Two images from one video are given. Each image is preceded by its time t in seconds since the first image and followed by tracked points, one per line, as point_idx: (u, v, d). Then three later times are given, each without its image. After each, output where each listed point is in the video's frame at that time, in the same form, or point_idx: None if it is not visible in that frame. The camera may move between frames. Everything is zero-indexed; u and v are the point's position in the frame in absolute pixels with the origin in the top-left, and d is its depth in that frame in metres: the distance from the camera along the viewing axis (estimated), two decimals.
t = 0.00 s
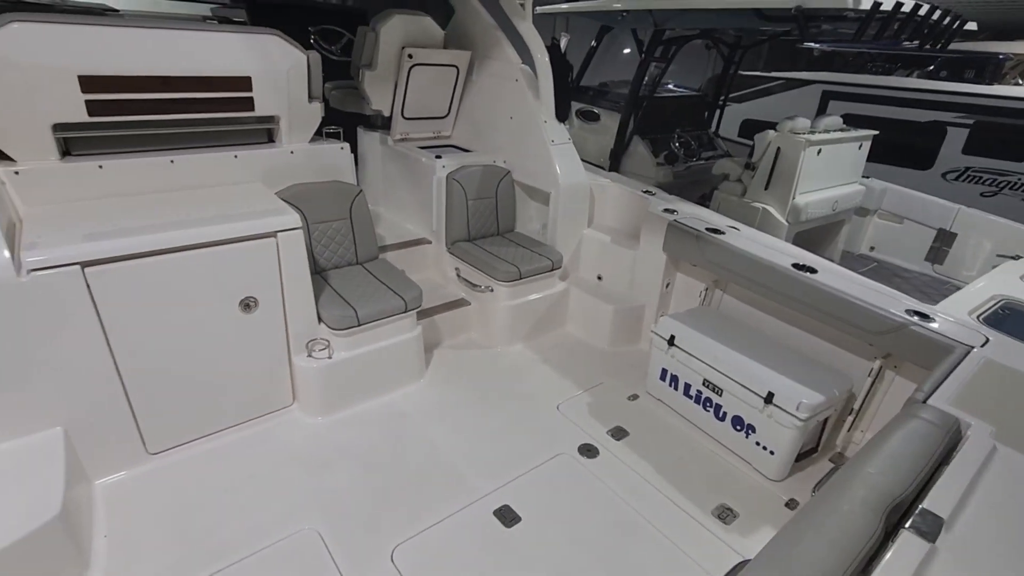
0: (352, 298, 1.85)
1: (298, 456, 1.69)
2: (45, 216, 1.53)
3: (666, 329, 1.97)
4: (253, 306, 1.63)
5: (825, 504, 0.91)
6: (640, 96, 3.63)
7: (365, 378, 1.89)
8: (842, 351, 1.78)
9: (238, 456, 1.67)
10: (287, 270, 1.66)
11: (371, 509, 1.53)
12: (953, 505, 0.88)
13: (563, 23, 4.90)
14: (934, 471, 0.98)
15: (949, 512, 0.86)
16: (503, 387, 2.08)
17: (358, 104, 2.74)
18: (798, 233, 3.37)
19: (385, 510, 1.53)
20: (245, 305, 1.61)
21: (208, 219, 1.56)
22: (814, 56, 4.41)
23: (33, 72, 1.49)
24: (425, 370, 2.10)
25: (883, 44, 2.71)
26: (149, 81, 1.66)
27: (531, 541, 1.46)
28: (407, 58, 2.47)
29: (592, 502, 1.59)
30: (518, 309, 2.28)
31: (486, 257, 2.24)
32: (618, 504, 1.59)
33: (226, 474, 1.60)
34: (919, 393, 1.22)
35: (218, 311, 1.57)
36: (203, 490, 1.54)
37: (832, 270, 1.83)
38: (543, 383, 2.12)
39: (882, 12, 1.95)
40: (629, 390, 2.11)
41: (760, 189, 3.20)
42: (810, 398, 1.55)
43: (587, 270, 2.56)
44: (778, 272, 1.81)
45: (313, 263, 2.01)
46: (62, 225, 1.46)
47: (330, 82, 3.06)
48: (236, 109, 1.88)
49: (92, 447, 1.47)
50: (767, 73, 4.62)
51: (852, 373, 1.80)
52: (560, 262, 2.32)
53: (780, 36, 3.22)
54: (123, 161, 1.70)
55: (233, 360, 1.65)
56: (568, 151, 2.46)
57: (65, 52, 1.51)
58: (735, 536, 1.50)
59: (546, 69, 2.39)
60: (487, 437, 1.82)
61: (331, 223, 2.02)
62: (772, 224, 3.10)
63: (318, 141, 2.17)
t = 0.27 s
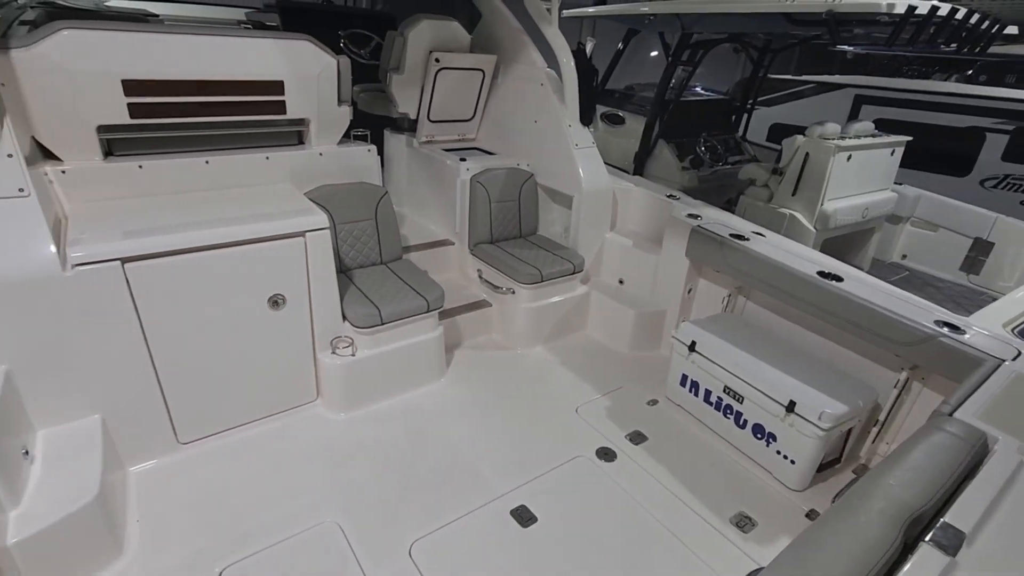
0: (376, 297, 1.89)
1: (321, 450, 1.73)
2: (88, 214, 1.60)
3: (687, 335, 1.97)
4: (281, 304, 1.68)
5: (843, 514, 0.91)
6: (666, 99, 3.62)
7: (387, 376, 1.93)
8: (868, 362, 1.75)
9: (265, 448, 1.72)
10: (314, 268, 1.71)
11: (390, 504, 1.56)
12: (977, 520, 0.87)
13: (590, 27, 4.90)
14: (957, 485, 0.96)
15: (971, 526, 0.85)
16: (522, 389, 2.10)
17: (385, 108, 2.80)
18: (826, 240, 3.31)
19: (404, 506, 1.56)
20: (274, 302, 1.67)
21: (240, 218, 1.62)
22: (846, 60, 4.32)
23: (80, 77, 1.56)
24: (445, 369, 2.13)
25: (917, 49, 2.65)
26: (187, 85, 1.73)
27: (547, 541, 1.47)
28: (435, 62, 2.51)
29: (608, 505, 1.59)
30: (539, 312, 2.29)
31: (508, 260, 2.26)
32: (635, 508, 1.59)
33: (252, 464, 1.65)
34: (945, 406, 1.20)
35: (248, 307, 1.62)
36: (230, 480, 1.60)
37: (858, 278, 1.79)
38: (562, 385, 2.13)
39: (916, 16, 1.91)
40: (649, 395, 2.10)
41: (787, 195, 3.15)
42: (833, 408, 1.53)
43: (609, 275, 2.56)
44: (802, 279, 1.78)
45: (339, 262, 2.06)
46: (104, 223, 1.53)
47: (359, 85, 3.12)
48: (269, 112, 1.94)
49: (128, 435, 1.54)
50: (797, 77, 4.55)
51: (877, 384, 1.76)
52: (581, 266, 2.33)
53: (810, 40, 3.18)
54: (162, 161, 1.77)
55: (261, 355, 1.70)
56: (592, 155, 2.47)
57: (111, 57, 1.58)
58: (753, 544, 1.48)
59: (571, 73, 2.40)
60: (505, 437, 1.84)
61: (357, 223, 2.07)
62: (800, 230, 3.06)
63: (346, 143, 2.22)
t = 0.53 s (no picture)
0: (396, 296, 1.92)
1: (340, 445, 1.76)
2: (122, 211, 1.66)
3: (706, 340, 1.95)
4: (304, 301, 1.72)
5: (860, 524, 0.90)
6: (690, 102, 3.59)
7: (406, 374, 1.95)
8: (892, 371, 1.72)
9: (286, 442, 1.76)
10: (337, 267, 1.74)
11: (406, 500, 1.58)
12: (1001, 533, 0.85)
13: (614, 30, 4.89)
14: (981, 498, 0.94)
15: (993, 539, 0.83)
16: (539, 390, 2.10)
17: (409, 110, 2.83)
18: (853, 247, 3.24)
19: (420, 502, 1.58)
20: (298, 299, 1.70)
21: (267, 217, 1.66)
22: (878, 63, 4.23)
23: (118, 79, 1.62)
24: (463, 369, 2.15)
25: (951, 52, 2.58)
26: (218, 87, 1.78)
27: (560, 542, 1.47)
28: (458, 65, 2.54)
29: (622, 508, 1.59)
30: (557, 314, 2.30)
31: (527, 261, 2.27)
32: (649, 512, 1.58)
33: (273, 458, 1.70)
34: (971, 417, 1.17)
35: (272, 304, 1.66)
36: (252, 472, 1.64)
37: (884, 286, 1.76)
38: (579, 388, 2.13)
39: (949, 18, 1.87)
40: (667, 399, 2.09)
41: (813, 200, 3.09)
42: (854, 417, 1.50)
43: (628, 278, 2.55)
44: (826, 286, 1.76)
45: (361, 261, 2.09)
46: (137, 220, 1.58)
47: (384, 87, 3.17)
48: (297, 114, 1.99)
49: (156, 425, 1.59)
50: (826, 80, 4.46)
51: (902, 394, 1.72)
52: (600, 269, 2.33)
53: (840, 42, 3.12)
54: (193, 161, 1.83)
55: (284, 351, 1.74)
56: (613, 158, 2.46)
57: (147, 60, 1.64)
58: (769, 552, 1.47)
59: (594, 76, 2.40)
60: (521, 438, 1.85)
61: (380, 223, 2.10)
62: (825, 236, 3.00)
63: (370, 144, 2.26)
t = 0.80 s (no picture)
0: (414, 296, 1.94)
1: (356, 442, 1.79)
2: (150, 209, 1.71)
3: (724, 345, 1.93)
4: (324, 299, 1.75)
5: (876, 533, 0.88)
6: (711, 106, 3.56)
7: (422, 373, 1.97)
8: (915, 380, 1.68)
9: (304, 438, 1.78)
10: (356, 266, 1.77)
11: (420, 498, 1.60)
12: None
13: (636, 33, 4.88)
14: (1004, 511, 0.92)
15: (1015, 552, 0.81)
16: (554, 392, 2.10)
17: (430, 112, 2.86)
18: (877, 254, 3.18)
19: (433, 500, 1.59)
20: (317, 297, 1.73)
21: (288, 217, 1.69)
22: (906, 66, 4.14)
23: (148, 81, 1.68)
24: (479, 370, 2.16)
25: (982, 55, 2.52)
26: (245, 89, 1.83)
27: (572, 544, 1.47)
28: (479, 68, 2.56)
29: (635, 512, 1.58)
30: (573, 316, 2.30)
31: (544, 264, 2.27)
32: (662, 517, 1.57)
33: (290, 453, 1.72)
34: (996, 428, 1.14)
35: (293, 301, 1.69)
36: (270, 466, 1.67)
37: (908, 293, 1.72)
38: (594, 391, 2.13)
39: (980, 22, 1.83)
40: (683, 404, 2.07)
41: (837, 206, 3.03)
42: (875, 425, 1.47)
43: (646, 282, 2.54)
44: (847, 292, 1.73)
45: (380, 261, 2.12)
46: (164, 218, 1.63)
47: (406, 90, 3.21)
48: (320, 116, 2.03)
49: (179, 418, 1.63)
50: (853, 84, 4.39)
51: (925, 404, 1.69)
52: (617, 272, 2.32)
53: (866, 46, 3.07)
54: (219, 161, 1.87)
55: (303, 348, 1.77)
56: (632, 161, 2.46)
57: (176, 63, 1.69)
58: (784, 561, 1.44)
59: (614, 79, 2.40)
60: (535, 439, 1.85)
61: (399, 224, 2.13)
62: (848, 242, 2.95)
63: (391, 146, 2.29)
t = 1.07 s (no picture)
0: (428, 301, 1.95)
1: (368, 446, 1.79)
2: (172, 212, 1.74)
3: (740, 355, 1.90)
4: (339, 303, 1.76)
5: (895, 551, 0.86)
6: (730, 113, 3.53)
7: (435, 379, 1.97)
8: (938, 394, 1.64)
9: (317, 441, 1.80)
10: (371, 271, 1.78)
11: (431, 503, 1.60)
12: None
13: (654, 40, 4.86)
14: None
15: None
16: (567, 400, 2.09)
17: (446, 118, 2.88)
18: (900, 264, 3.11)
19: (444, 506, 1.59)
20: (332, 301, 1.75)
21: (306, 221, 1.71)
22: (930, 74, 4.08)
23: (172, 87, 1.71)
24: (492, 376, 2.16)
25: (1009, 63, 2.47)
26: (265, 95, 1.85)
27: (583, 553, 1.46)
28: (495, 75, 2.57)
29: (647, 523, 1.56)
30: (587, 323, 2.28)
31: (559, 270, 2.27)
32: (675, 528, 1.55)
33: (303, 455, 1.73)
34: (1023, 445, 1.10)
35: (309, 305, 1.71)
36: (283, 468, 1.68)
37: (931, 305, 1.68)
38: (608, 399, 2.11)
39: (1007, 28, 1.79)
40: (698, 415, 2.04)
41: (858, 216, 2.98)
42: (896, 440, 1.44)
43: (662, 290, 2.51)
44: (868, 303, 1.69)
45: (395, 266, 2.13)
46: (185, 221, 1.66)
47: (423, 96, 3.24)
48: (338, 122, 2.05)
49: (196, 418, 1.65)
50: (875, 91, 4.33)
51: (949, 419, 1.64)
52: (633, 280, 2.31)
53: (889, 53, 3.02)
54: (239, 166, 1.90)
55: (318, 351, 1.78)
56: (648, 169, 2.44)
57: (200, 69, 1.73)
58: None
59: (630, 86, 2.40)
60: (547, 447, 1.84)
61: (414, 229, 2.14)
62: (870, 252, 2.90)
63: (407, 152, 2.31)
